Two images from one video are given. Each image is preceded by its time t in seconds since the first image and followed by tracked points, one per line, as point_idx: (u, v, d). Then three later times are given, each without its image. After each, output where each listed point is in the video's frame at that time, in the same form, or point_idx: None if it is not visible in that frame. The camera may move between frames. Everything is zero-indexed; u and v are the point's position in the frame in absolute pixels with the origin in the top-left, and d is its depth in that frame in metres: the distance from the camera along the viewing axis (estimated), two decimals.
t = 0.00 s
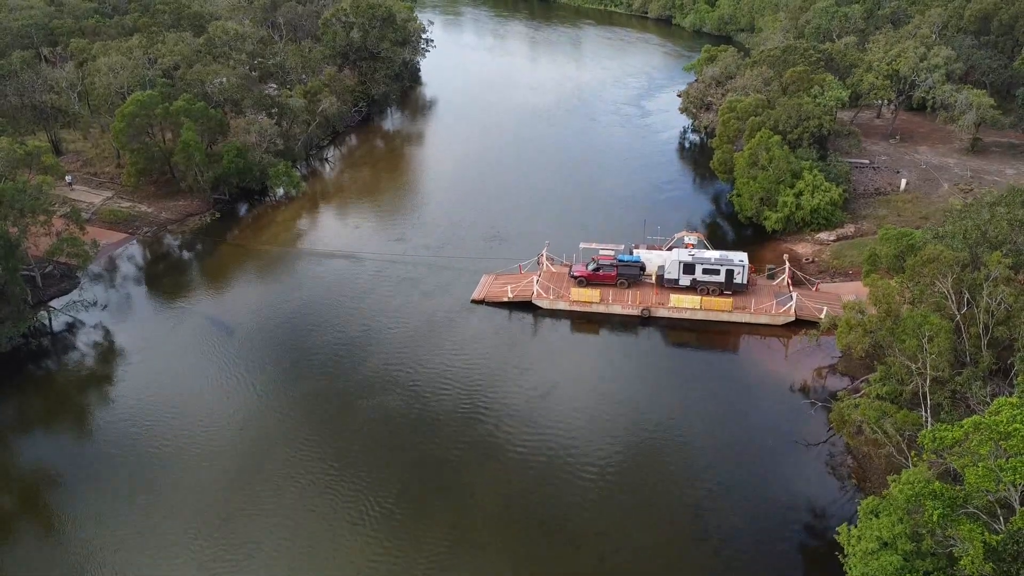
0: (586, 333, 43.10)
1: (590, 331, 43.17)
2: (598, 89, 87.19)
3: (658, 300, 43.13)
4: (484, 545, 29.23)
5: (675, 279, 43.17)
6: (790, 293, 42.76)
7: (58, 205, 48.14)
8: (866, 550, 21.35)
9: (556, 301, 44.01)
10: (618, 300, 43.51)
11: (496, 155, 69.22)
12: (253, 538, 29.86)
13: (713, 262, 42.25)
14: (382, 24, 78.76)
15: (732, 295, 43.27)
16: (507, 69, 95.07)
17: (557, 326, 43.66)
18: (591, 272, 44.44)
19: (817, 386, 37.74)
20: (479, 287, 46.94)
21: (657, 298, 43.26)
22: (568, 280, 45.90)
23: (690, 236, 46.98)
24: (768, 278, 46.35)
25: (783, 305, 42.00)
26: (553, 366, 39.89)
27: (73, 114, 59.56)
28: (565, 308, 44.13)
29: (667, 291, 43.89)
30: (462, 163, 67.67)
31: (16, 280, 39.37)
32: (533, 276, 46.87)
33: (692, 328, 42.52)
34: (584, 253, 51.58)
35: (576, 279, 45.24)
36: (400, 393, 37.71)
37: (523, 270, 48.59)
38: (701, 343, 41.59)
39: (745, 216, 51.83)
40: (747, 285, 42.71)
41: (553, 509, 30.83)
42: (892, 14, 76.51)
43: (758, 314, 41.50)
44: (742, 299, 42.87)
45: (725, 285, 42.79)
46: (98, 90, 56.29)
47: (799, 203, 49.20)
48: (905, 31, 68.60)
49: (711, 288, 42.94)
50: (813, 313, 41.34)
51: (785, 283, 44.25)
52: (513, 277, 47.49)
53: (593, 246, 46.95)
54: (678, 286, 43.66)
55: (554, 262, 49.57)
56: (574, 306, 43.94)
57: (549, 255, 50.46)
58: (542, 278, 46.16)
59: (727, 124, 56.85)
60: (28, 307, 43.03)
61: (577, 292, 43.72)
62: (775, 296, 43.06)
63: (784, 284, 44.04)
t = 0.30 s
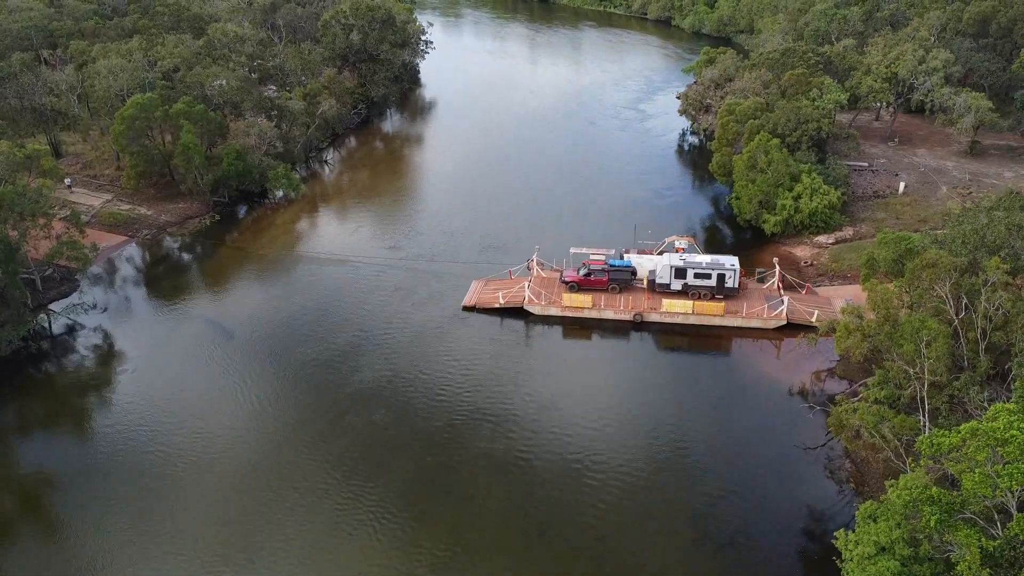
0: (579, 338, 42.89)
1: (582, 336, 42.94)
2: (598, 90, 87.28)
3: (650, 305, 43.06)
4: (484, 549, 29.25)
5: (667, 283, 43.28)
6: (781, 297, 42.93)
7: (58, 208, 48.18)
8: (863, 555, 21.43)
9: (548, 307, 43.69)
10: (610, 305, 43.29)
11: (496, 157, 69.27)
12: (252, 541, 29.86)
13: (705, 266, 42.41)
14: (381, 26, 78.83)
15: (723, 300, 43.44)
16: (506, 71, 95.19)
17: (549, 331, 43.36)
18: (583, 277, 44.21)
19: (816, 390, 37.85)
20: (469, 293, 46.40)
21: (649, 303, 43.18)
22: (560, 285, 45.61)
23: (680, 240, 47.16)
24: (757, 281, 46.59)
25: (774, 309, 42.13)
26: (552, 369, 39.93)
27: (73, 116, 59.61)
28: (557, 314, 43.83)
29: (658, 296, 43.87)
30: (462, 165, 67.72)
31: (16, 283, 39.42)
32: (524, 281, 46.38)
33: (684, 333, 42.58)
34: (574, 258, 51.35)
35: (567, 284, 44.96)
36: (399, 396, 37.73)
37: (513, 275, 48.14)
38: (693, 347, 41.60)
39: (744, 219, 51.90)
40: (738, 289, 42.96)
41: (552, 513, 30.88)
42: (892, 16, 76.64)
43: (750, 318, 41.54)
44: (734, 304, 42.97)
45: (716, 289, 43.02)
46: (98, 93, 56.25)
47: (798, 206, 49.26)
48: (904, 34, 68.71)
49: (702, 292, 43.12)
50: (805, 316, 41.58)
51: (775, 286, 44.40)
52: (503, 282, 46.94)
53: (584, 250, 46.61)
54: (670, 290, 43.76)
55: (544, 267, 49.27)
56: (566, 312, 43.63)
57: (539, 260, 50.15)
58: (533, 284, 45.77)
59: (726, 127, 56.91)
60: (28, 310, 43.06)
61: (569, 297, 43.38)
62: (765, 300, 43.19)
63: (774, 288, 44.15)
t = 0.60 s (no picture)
0: (570, 338, 42.69)
1: (573, 336, 42.79)
2: (598, 88, 87.16)
3: (641, 303, 42.87)
4: (483, 548, 29.16)
5: (658, 281, 43.03)
6: (772, 295, 42.94)
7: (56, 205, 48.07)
8: (864, 553, 21.37)
9: (538, 307, 43.40)
10: (601, 304, 43.09)
11: (496, 155, 69.13)
12: (251, 541, 29.74)
13: (696, 264, 42.23)
14: (381, 24, 78.62)
15: (714, 297, 43.31)
16: (506, 69, 95.12)
17: (540, 331, 43.16)
18: (573, 276, 43.94)
19: (816, 388, 37.74)
20: (459, 293, 46.08)
21: (640, 302, 42.99)
22: (550, 285, 45.37)
23: (670, 238, 46.92)
24: (747, 279, 46.60)
25: (765, 307, 42.10)
26: (551, 368, 39.82)
27: (71, 114, 59.48)
28: (548, 313, 43.57)
29: (650, 294, 43.67)
30: (462, 163, 67.60)
31: (14, 281, 39.32)
32: (514, 281, 46.14)
33: (675, 331, 42.49)
34: (565, 257, 51.16)
35: (558, 283, 44.72)
36: (399, 395, 37.57)
37: (503, 275, 47.91)
38: (684, 346, 41.53)
39: (743, 217, 51.81)
40: (729, 287, 42.79)
41: (551, 511, 30.80)
42: (892, 15, 76.59)
43: (741, 316, 41.49)
44: (725, 301, 42.91)
45: (708, 287, 42.82)
46: (97, 90, 56.11)
47: (798, 203, 49.15)
48: (904, 32, 68.60)
49: (694, 290, 42.92)
50: (796, 313, 41.70)
51: (766, 283, 44.38)
52: (493, 281, 46.68)
53: (574, 249, 46.39)
54: (661, 289, 43.53)
55: (534, 266, 49.06)
56: (557, 311, 43.38)
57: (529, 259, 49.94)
58: (524, 283, 45.54)
59: (726, 125, 56.76)
60: (27, 307, 42.97)
61: (560, 296, 43.15)
62: (756, 297, 43.17)
63: (766, 285, 44.13)
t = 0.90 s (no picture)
0: (560, 340, 42.73)
1: (563, 338, 42.84)
2: (598, 90, 87.34)
3: (630, 305, 43.01)
4: (483, 550, 29.22)
5: (647, 284, 43.24)
6: (761, 297, 43.20)
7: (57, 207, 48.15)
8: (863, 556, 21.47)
9: (528, 309, 43.46)
10: (591, 306, 43.21)
11: (496, 157, 69.25)
12: (252, 543, 29.80)
13: (685, 266, 42.34)
14: (381, 26, 78.62)
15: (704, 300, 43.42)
16: (506, 71, 95.27)
17: (530, 334, 43.14)
18: (563, 278, 44.04)
19: (815, 390, 37.81)
20: (449, 295, 46.09)
21: (630, 304, 43.13)
22: (540, 287, 45.41)
23: (660, 240, 47.03)
24: (737, 281, 46.81)
25: (754, 308, 42.33)
26: (550, 370, 39.93)
27: (72, 116, 59.53)
28: (538, 315, 43.63)
29: (640, 296, 43.84)
30: (462, 165, 67.73)
31: (15, 283, 39.36)
32: (504, 283, 46.16)
33: (665, 333, 42.55)
34: (556, 259, 51.24)
35: (547, 285, 44.78)
36: (398, 397, 37.65)
37: (494, 278, 47.92)
38: (673, 348, 41.66)
39: (743, 219, 51.81)
40: (718, 289, 42.93)
41: (551, 513, 30.86)
42: (891, 17, 76.81)
43: (730, 318, 41.59)
44: (714, 303, 43.07)
45: (697, 289, 42.94)
46: (97, 92, 56.19)
47: (797, 206, 49.31)
48: (904, 34, 68.76)
49: (683, 292, 43.03)
50: (784, 315, 41.90)
51: (755, 285, 44.64)
52: (483, 284, 46.69)
53: (564, 252, 46.43)
54: (651, 291, 43.70)
55: (524, 269, 49.08)
56: (547, 313, 43.45)
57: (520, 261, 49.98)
58: (514, 286, 45.57)
59: (726, 127, 56.85)
60: (27, 309, 43.08)
61: (549, 299, 43.23)
62: (746, 300, 43.29)
63: (754, 287, 44.40)
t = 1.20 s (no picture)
0: (546, 341, 42.89)
1: (549, 339, 42.98)
2: (598, 92, 87.46)
3: (616, 307, 43.31)
4: (483, 553, 29.26)
5: (633, 286, 43.62)
6: (746, 299, 43.60)
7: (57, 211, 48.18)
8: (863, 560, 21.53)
9: (515, 310, 43.66)
10: (577, 307, 43.48)
11: (496, 159, 69.38)
12: (252, 546, 29.83)
13: (670, 268, 42.52)
14: (381, 29, 78.49)
15: (689, 301, 43.72)
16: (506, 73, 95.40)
17: (517, 335, 43.29)
18: (550, 280, 44.33)
19: (815, 394, 37.86)
20: (437, 296, 46.31)
21: (615, 306, 43.44)
22: (527, 289, 45.65)
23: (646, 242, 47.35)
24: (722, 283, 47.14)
25: (739, 310, 42.69)
26: (550, 372, 39.99)
27: (72, 119, 59.58)
28: (524, 317, 43.83)
29: (625, 298, 44.15)
30: (462, 167, 67.85)
31: (16, 287, 39.36)
32: (491, 285, 46.36)
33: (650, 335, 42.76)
34: (543, 261, 51.45)
35: (534, 287, 45.05)
36: (398, 400, 37.69)
37: (481, 279, 48.14)
38: (659, 349, 41.90)
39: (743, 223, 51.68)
40: (703, 291, 43.22)
41: (551, 517, 30.89)
42: (890, 20, 76.91)
43: (715, 320, 42.01)
44: (699, 306, 43.37)
45: (682, 291, 43.13)
46: (97, 95, 56.23)
47: (797, 209, 49.39)
48: (903, 37, 68.86)
49: (669, 294, 43.26)
50: (769, 318, 42.21)
51: (740, 287, 45.03)
52: (471, 286, 46.90)
53: (551, 253, 46.69)
54: (636, 293, 44.01)
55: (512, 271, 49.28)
56: (533, 314, 43.67)
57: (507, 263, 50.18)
58: (501, 287, 45.76)
59: (725, 130, 56.83)
60: (28, 313, 43.13)
61: (536, 300, 43.47)
62: (730, 302, 43.72)
63: (740, 289, 44.78)
